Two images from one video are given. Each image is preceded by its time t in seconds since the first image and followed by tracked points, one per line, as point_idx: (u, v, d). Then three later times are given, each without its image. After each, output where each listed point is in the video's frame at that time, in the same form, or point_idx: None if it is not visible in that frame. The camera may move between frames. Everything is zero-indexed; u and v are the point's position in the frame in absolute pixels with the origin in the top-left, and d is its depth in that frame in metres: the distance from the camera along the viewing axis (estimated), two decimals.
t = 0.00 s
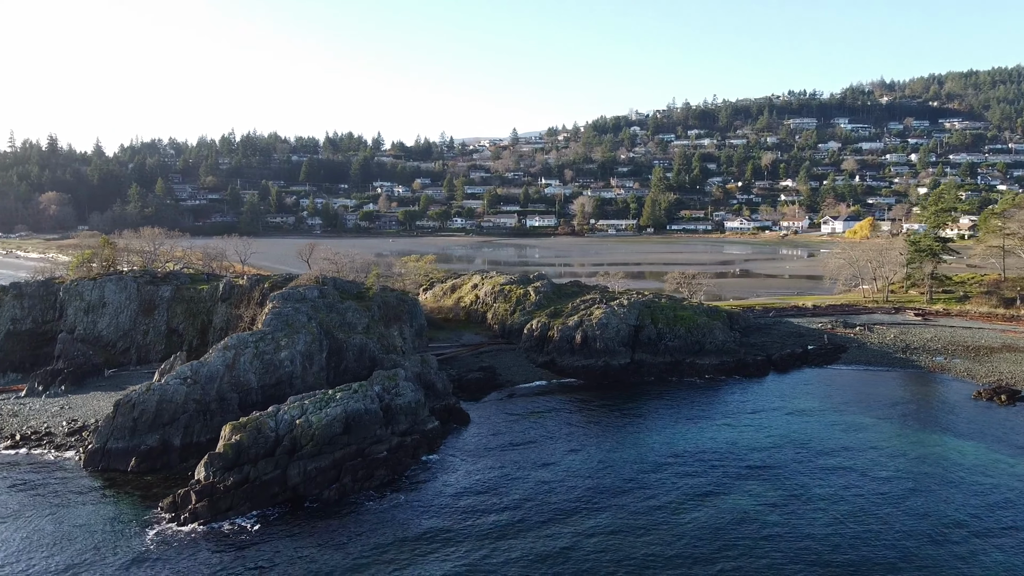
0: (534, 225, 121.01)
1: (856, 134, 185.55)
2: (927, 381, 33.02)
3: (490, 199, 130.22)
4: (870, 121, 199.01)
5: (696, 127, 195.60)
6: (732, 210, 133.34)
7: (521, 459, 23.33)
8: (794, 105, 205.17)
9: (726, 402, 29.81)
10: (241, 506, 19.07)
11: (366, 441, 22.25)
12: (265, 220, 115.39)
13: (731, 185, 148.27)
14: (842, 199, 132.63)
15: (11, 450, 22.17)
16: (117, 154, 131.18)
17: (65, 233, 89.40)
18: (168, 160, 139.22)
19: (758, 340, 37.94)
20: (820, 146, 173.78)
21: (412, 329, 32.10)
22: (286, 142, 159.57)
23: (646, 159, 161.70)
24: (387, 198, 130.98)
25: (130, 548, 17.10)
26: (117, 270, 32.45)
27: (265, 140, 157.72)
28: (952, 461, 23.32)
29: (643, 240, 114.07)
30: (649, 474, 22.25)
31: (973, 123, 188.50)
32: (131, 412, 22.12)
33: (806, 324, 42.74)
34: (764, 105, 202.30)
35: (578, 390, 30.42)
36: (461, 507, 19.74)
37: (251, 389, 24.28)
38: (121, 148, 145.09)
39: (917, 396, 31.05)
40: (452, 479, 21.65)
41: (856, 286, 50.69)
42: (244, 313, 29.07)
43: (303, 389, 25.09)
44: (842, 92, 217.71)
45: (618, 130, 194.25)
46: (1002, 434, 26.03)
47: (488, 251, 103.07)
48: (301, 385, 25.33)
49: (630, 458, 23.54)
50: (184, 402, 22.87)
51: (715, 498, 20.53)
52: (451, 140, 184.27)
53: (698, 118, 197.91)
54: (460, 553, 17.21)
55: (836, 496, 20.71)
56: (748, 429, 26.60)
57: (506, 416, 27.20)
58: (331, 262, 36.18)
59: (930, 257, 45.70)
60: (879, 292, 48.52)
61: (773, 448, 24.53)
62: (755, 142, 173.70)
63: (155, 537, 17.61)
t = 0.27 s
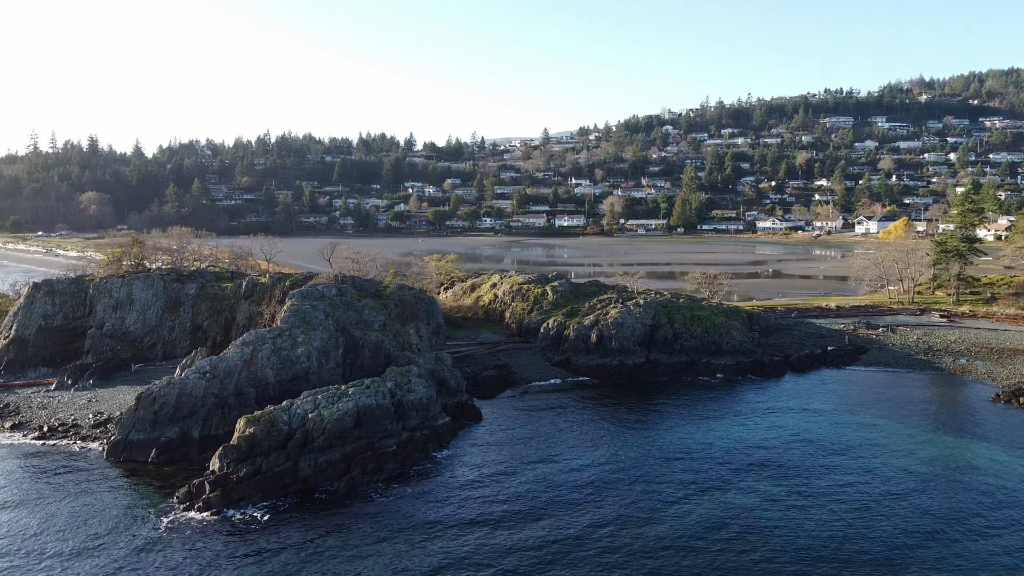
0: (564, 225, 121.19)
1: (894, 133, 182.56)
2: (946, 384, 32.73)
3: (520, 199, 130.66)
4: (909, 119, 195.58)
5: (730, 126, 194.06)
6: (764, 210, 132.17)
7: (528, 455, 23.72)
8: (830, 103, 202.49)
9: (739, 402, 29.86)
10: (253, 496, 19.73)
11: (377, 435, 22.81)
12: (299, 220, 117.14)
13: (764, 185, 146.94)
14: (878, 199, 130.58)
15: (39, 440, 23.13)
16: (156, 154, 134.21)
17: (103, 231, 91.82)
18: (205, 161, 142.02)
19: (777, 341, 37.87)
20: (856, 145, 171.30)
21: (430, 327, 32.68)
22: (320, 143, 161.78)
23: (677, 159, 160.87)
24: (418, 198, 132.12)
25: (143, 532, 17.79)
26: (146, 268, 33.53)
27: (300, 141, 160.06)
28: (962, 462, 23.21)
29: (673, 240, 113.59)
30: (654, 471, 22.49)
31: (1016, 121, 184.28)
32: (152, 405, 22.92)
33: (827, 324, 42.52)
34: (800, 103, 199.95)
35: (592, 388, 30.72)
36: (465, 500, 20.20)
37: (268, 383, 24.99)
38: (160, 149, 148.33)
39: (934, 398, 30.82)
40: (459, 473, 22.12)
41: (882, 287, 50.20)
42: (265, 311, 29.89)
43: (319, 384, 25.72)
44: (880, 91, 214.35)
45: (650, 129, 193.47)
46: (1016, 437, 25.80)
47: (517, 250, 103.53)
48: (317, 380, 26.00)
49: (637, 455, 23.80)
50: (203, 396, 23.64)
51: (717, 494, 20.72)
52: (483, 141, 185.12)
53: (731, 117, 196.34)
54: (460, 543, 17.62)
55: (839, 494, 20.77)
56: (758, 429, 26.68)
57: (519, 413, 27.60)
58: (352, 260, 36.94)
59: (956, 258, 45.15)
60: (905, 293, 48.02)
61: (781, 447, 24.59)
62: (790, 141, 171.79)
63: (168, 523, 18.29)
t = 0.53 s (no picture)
0: (592, 225, 121.17)
1: (931, 131, 179.44)
2: (965, 386, 32.45)
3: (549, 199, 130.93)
4: (948, 117, 192.03)
5: (763, 125, 192.29)
6: (796, 210, 130.85)
7: (536, 451, 24.12)
8: (866, 101, 199.61)
9: (752, 401, 29.93)
10: (264, 488, 20.40)
11: (387, 430, 23.38)
12: (331, 220, 118.72)
13: (797, 185, 145.43)
14: (913, 198, 128.39)
15: (65, 431, 24.06)
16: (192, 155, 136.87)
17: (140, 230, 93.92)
18: (239, 161, 144.43)
19: (795, 341, 37.79)
20: (891, 144, 168.70)
21: (446, 325, 33.24)
22: (352, 143, 163.64)
23: (708, 158, 159.84)
24: (448, 198, 132.99)
25: (156, 516, 18.50)
26: (172, 266, 34.56)
27: (332, 142, 161.98)
28: (969, 464, 23.14)
29: (702, 240, 113.01)
30: (658, 468, 22.75)
31: None
32: (171, 399, 23.71)
33: (848, 325, 42.27)
34: (835, 102, 197.39)
35: (604, 386, 31.01)
36: (469, 494, 20.68)
37: (284, 379, 25.71)
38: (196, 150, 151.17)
39: (951, 400, 30.60)
40: (466, 468, 22.60)
41: (907, 288, 49.68)
42: (285, 308, 30.66)
43: (333, 380, 26.37)
44: (918, 89, 210.57)
45: (681, 128, 192.43)
46: None
47: (544, 250, 103.85)
48: (332, 376, 26.67)
49: (643, 453, 24.07)
50: (220, 390, 24.41)
51: (719, 492, 20.94)
52: (513, 141, 185.65)
53: (764, 116, 194.53)
54: (459, 534, 18.02)
55: (841, 493, 20.87)
56: (768, 428, 26.77)
57: (530, 411, 28.00)
58: (372, 259, 37.64)
59: (982, 259, 44.57)
60: (929, 295, 47.51)
61: (789, 447, 24.68)
62: (824, 140, 169.73)
63: (181, 510, 18.98)
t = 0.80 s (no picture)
0: (620, 225, 120.99)
1: (969, 130, 176.05)
2: (983, 387, 32.14)
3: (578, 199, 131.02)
4: (987, 116, 188.24)
5: (796, 124, 190.27)
6: (828, 210, 129.35)
7: (542, 447, 24.50)
8: (902, 99, 196.47)
9: (764, 401, 29.96)
10: (274, 479, 21.04)
11: (396, 425, 23.92)
12: (361, 220, 120.14)
13: (829, 184, 143.74)
14: (948, 198, 126.18)
15: (90, 423, 24.97)
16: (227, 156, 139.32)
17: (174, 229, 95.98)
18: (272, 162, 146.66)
19: (813, 342, 37.67)
20: (928, 143, 165.86)
21: (461, 323, 33.77)
22: (383, 145, 165.24)
23: (739, 157, 158.57)
24: (476, 198, 133.70)
25: (169, 504, 19.20)
26: (197, 264, 35.54)
27: (363, 142, 163.70)
28: (977, 465, 23.03)
29: (731, 240, 112.29)
30: (663, 464, 22.99)
31: None
32: (189, 393, 24.50)
33: (869, 326, 41.99)
34: (870, 100, 194.59)
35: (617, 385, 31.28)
36: (473, 487, 21.13)
37: (298, 374, 26.39)
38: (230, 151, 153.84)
39: (967, 401, 30.34)
40: (472, 462, 23.05)
41: (932, 289, 49.12)
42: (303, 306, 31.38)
43: (347, 376, 26.99)
44: (955, 87, 206.69)
45: (713, 127, 191.12)
46: None
47: (571, 250, 104.03)
48: (346, 372, 27.30)
49: (649, 449, 24.33)
50: (237, 385, 25.15)
51: (720, 489, 21.13)
52: (544, 141, 185.94)
53: (798, 114, 192.46)
54: (458, 525, 18.43)
55: (843, 492, 20.94)
56: (777, 427, 26.83)
57: (540, 408, 28.39)
58: (392, 258, 38.31)
59: (1007, 259, 43.95)
60: (954, 296, 46.94)
61: (796, 446, 24.75)
62: (858, 139, 167.46)
63: (193, 498, 19.70)
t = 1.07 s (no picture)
0: (648, 224, 120.70)
1: (1010, 128, 172.39)
2: (1001, 389, 31.82)
3: (607, 198, 130.97)
4: None
5: (830, 122, 187.95)
6: (861, 210, 127.69)
7: (549, 442, 24.91)
8: (940, 97, 192.99)
9: (775, 400, 30.03)
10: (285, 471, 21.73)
11: (406, 420, 24.50)
12: (391, 219, 121.46)
13: (863, 184, 141.86)
14: (985, 198, 123.80)
15: (113, 416, 25.90)
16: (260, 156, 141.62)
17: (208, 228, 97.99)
18: (305, 162, 148.73)
19: (830, 342, 37.54)
20: (966, 142, 162.76)
21: (477, 322, 34.29)
22: (414, 145, 166.58)
23: (771, 156, 157.01)
24: (505, 197, 134.29)
25: (182, 492, 19.93)
26: (221, 262, 36.53)
27: (394, 143, 165.19)
28: (983, 465, 22.96)
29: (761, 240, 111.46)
30: (667, 460, 23.26)
31: None
32: (208, 387, 25.32)
33: (889, 327, 41.69)
34: (907, 98, 191.42)
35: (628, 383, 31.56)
36: (476, 479, 21.62)
37: (314, 369, 27.11)
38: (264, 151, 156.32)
39: (982, 403, 30.10)
40: (479, 456, 23.55)
41: (957, 290, 48.53)
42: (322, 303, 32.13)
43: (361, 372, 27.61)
44: (994, 84, 202.46)
45: (745, 125, 189.55)
46: None
47: (598, 249, 104.14)
48: (360, 367, 27.96)
49: (654, 446, 24.61)
50: (253, 379, 25.92)
51: (720, 484, 21.37)
52: (574, 141, 185.98)
53: (832, 113, 190.07)
54: (459, 517, 18.87)
55: (843, 489, 21.05)
56: (786, 425, 26.93)
57: (551, 405, 28.79)
58: (411, 257, 38.97)
59: None
60: (979, 297, 46.35)
61: (802, 445, 24.83)
62: (893, 138, 164.96)
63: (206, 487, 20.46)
